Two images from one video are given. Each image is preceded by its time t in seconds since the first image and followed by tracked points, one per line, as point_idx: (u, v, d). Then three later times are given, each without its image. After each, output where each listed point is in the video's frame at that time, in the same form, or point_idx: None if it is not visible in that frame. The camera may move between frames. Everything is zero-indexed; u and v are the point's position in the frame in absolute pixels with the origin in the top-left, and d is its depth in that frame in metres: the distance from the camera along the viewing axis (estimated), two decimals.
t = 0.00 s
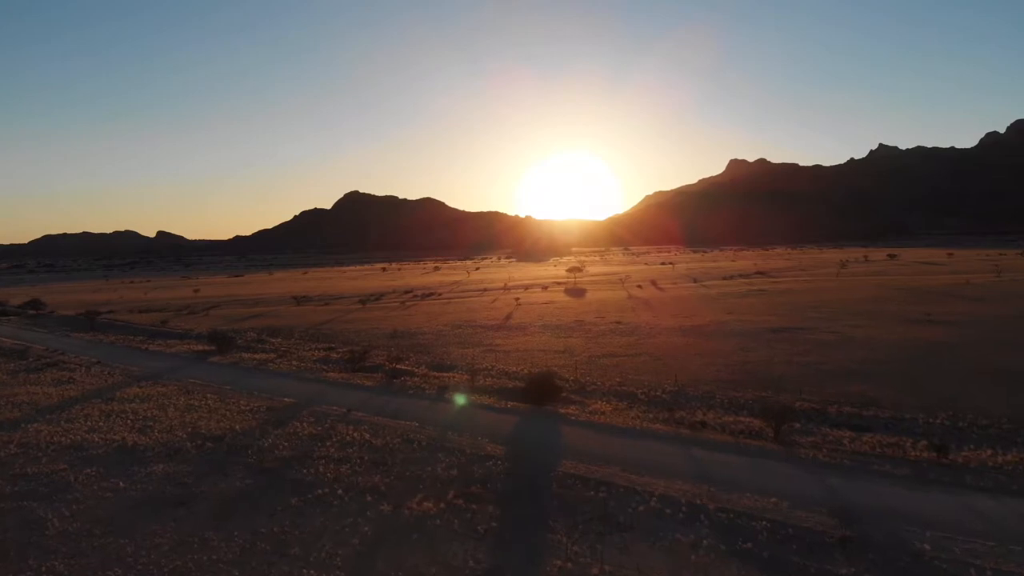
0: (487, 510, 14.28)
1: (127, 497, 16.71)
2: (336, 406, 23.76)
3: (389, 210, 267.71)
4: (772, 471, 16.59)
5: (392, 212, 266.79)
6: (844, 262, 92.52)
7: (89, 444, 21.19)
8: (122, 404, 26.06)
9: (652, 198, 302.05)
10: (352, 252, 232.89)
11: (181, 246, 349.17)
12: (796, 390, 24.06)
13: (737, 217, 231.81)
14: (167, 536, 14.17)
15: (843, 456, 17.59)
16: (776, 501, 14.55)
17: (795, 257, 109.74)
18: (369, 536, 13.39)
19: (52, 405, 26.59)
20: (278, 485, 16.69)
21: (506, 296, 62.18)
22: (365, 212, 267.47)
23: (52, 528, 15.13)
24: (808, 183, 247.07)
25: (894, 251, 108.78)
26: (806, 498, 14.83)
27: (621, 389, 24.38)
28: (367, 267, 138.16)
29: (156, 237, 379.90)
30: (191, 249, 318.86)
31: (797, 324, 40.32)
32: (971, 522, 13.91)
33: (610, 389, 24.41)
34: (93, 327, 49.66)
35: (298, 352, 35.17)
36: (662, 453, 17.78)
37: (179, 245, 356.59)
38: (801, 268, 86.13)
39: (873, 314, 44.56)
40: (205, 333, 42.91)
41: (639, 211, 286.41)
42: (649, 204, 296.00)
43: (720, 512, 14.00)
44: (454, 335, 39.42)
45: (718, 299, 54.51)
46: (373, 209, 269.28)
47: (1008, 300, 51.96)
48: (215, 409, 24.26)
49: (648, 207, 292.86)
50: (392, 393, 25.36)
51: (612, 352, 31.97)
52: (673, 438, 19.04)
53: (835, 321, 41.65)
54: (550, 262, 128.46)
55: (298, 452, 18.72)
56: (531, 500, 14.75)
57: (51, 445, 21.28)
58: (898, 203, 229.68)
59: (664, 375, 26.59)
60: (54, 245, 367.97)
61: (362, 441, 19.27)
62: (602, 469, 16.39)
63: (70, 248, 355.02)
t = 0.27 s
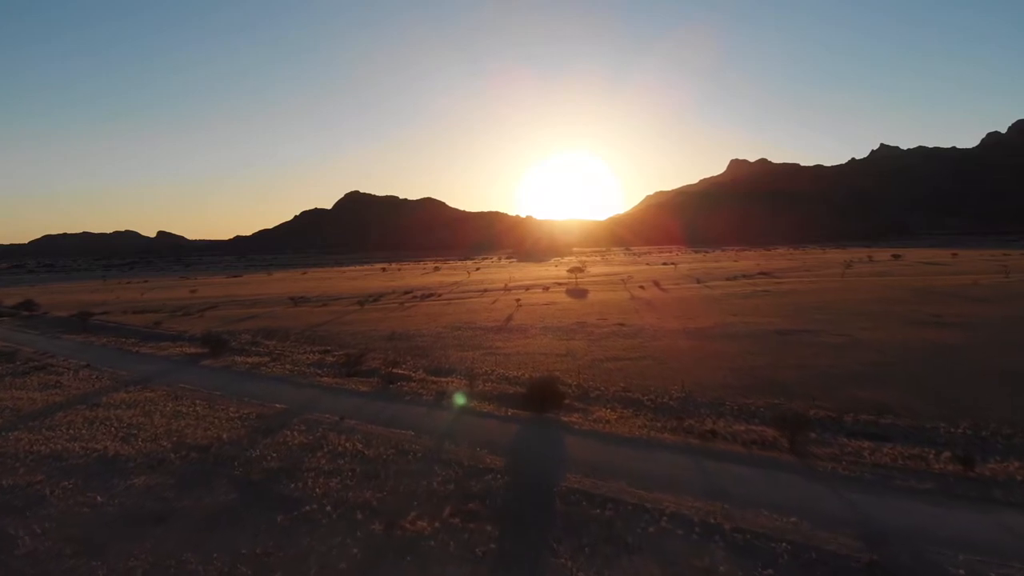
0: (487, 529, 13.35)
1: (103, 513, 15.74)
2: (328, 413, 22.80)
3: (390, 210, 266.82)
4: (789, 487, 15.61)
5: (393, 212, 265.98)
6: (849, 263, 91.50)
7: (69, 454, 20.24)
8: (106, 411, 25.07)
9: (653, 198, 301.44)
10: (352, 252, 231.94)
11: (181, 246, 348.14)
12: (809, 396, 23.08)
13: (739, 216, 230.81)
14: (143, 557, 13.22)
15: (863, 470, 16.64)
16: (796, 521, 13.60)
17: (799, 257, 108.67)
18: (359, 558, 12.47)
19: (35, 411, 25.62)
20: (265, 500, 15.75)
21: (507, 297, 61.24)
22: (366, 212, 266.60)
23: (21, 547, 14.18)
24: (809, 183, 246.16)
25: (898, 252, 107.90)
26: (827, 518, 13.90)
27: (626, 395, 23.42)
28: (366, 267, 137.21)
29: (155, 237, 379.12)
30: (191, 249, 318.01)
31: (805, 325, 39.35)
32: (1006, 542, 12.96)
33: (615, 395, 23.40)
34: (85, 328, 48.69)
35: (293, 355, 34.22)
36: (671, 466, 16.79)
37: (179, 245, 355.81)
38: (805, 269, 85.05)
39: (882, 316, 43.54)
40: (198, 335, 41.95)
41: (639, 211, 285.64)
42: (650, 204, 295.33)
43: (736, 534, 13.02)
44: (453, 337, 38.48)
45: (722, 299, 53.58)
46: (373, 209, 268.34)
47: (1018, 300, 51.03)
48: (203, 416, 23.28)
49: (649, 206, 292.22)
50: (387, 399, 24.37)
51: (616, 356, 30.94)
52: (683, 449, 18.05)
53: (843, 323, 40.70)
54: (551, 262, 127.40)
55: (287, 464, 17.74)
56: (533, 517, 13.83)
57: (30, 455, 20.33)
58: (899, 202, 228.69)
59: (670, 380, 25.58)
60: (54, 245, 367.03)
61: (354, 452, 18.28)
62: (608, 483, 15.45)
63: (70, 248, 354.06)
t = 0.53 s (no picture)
0: (485, 553, 12.39)
1: (77, 531, 14.77)
2: (320, 420, 21.83)
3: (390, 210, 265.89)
4: (807, 505, 14.62)
5: (393, 212, 265.10)
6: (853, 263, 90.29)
7: (47, 466, 19.26)
8: (90, 418, 24.10)
9: (654, 198, 300.65)
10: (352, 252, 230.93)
11: (180, 246, 347.09)
12: (822, 403, 22.10)
13: (740, 216, 229.79)
14: None
15: (885, 485, 15.69)
16: (819, 542, 12.63)
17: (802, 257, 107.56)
18: None
19: (17, 418, 24.63)
20: (249, 516, 14.77)
21: (507, 298, 60.30)
22: (366, 212, 265.69)
23: None
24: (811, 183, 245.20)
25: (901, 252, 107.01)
26: (850, 538, 12.94)
27: (630, 401, 22.45)
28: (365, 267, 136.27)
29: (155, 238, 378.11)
30: (190, 249, 316.99)
31: (812, 328, 38.39)
32: None
33: (619, 402, 22.39)
34: (76, 330, 47.76)
35: (286, 358, 33.24)
36: (681, 481, 15.80)
37: (179, 245, 354.84)
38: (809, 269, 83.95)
39: (891, 318, 42.47)
40: (190, 337, 40.97)
41: (640, 211, 284.77)
42: (651, 204, 294.54)
43: (754, 558, 12.06)
44: (452, 340, 37.50)
45: (726, 300, 52.65)
46: (373, 209, 267.41)
47: None
48: (190, 424, 22.31)
49: (649, 206, 291.39)
50: (382, 405, 23.38)
51: (619, 360, 29.91)
52: (693, 461, 17.05)
53: (851, 325, 39.75)
54: (552, 263, 126.35)
55: (274, 478, 16.76)
56: (534, 539, 12.86)
57: (6, 466, 19.37)
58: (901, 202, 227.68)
59: (677, 386, 24.57)
60: (53, 245, 366.23)
61: (345, 464, 17.29)
62: (614, 499, 14.48)
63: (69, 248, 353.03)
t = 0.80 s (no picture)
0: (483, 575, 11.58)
1: (51, 547, 13.97)
2: (313, 427, 21.00)
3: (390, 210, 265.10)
4: (825, 521, 13.81)
5: (393, 212, 264.36)
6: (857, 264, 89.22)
7: (27, 475, 18.46)
8: (75, 424, 23.29)
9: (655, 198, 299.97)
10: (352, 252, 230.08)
11: (180, 247, 346.37)
12: (834, 409, 21.28)
13: (741, 216, 228.95)
14: None
15: (905, 499, 14.88)
16: (840, 563, 11.82)
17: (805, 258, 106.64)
18: None
19: None
20: (234, 533, 13.96)
21: (507, 299, 59.50)
22: (366, 212, 264.88)
23: None
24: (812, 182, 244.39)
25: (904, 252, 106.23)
26: (873, 558, 12.13)
27: (635, 407, 21.62)
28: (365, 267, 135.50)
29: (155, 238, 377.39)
30: (190, 249, 316.28)
31: (819, 330, 37.56)
32: None
33: (624, 408, 21.54)
34: (69, 332, 46.98)
35: (281, 361, 32.41)
36: (690, 494, 14.99)
37: (179, 245, 354.08)
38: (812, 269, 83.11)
39: (899, 320, 41.58)
40: (184, 339, 40.14)
41: (641, 211, 284.07)
42: (652, 204, 293.82)
43: None
44: (450, 342, 36.66)
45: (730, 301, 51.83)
46: (373, 209, 266.65)
47: None
48: (177, 431, 21.50)
49: (650, 206, 290.73)
50: (377, 411, 22.54)
51: (623, 363, 29.05)
52: (702, 472, 16.22)
53: (858, 327, 38.92)
54: (553, 263, 125.46)
55: (260, 490, 15.94)
56: (536, 560, 12.06)
57: None
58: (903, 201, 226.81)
59: (683, 390, 23.72)
60: (54, 245, 365.51)
61: (337, 475, 16.49)
62: (620, 515, 13.66)
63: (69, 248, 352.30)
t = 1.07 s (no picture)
0: None
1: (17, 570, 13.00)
2: (304, 437, 20.04)
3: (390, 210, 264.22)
4: (848, 541, 12.84)
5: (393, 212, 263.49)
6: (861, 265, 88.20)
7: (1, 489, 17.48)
8: (56, 432, 22.33)
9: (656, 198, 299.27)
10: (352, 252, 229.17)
11: (180, 247, 345.61)
12: (850, 418, 20.30)
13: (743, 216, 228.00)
14: None
15: (932, 518, 13.91)
16: None
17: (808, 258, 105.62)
18: None
19: None
20: (213, 554, 12.99)
21: (507, 300, 58.54)
22: (366, 212, 263.96)
23: None
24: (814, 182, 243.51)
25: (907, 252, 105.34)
26: None
27: (641, 415, 20.64)
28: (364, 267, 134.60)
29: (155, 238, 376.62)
30: (190, 249, 315.43)
31: (828, 332, 36.60)
32: None
33: (629, 416, 20.57)
34: (60, 334, 46.04)
35: (274, 365, 31.45)
36: (703, 512, 14.02)
37: (179, 245, 353.25)
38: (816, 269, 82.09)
39: (908, 322, 40.57)
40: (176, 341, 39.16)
41: (642, 211, 283.25)
42: (653, 204, 292.94)
43: None
44: (449, 345, 35.70)
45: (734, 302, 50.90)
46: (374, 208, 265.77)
47: None
48: (161, 441, 20.54)
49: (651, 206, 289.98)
50: (371, 419, 21.56)
51: (627, 367, 28.07)
52: (714, 487, 15.26)
53: (867, 329, 37.96)
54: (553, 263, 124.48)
55: (244, 507, 14.99)
56: None
57: None
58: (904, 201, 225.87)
59: (690, 397, 22.73)
60: (53, 245, 364.65)
61: (326, 491, 15.54)
62: (629, 536, 12.70)
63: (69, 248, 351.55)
